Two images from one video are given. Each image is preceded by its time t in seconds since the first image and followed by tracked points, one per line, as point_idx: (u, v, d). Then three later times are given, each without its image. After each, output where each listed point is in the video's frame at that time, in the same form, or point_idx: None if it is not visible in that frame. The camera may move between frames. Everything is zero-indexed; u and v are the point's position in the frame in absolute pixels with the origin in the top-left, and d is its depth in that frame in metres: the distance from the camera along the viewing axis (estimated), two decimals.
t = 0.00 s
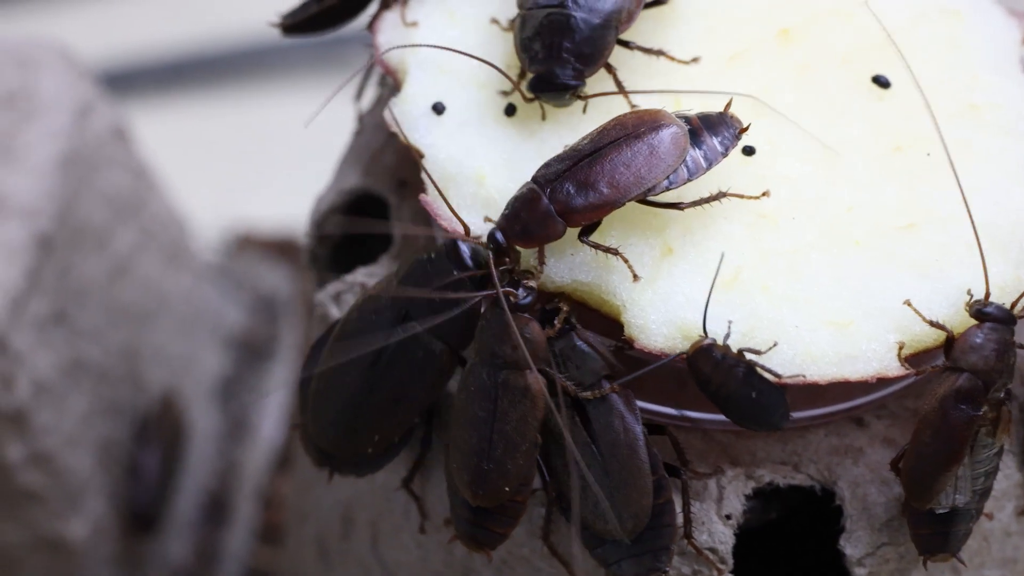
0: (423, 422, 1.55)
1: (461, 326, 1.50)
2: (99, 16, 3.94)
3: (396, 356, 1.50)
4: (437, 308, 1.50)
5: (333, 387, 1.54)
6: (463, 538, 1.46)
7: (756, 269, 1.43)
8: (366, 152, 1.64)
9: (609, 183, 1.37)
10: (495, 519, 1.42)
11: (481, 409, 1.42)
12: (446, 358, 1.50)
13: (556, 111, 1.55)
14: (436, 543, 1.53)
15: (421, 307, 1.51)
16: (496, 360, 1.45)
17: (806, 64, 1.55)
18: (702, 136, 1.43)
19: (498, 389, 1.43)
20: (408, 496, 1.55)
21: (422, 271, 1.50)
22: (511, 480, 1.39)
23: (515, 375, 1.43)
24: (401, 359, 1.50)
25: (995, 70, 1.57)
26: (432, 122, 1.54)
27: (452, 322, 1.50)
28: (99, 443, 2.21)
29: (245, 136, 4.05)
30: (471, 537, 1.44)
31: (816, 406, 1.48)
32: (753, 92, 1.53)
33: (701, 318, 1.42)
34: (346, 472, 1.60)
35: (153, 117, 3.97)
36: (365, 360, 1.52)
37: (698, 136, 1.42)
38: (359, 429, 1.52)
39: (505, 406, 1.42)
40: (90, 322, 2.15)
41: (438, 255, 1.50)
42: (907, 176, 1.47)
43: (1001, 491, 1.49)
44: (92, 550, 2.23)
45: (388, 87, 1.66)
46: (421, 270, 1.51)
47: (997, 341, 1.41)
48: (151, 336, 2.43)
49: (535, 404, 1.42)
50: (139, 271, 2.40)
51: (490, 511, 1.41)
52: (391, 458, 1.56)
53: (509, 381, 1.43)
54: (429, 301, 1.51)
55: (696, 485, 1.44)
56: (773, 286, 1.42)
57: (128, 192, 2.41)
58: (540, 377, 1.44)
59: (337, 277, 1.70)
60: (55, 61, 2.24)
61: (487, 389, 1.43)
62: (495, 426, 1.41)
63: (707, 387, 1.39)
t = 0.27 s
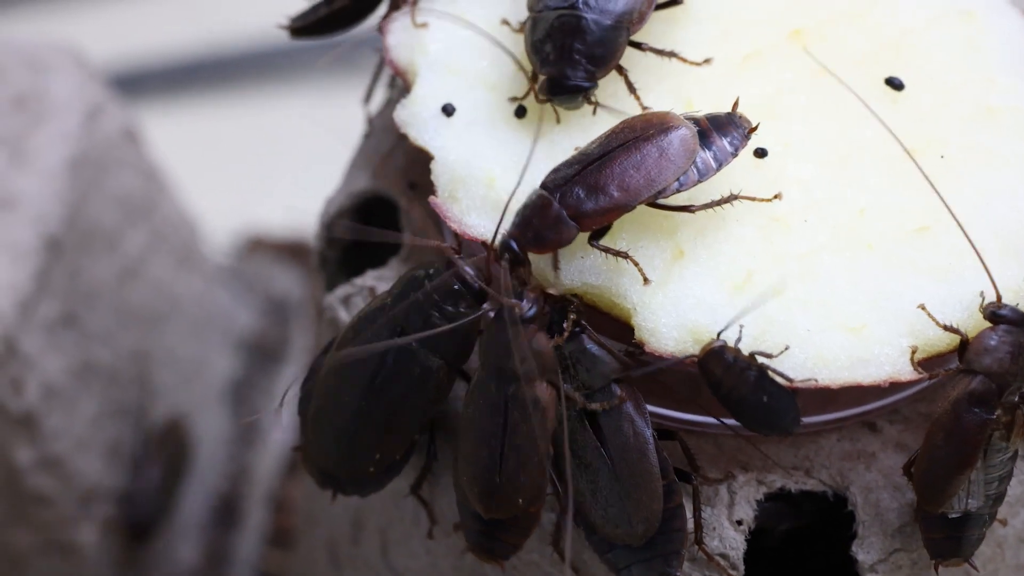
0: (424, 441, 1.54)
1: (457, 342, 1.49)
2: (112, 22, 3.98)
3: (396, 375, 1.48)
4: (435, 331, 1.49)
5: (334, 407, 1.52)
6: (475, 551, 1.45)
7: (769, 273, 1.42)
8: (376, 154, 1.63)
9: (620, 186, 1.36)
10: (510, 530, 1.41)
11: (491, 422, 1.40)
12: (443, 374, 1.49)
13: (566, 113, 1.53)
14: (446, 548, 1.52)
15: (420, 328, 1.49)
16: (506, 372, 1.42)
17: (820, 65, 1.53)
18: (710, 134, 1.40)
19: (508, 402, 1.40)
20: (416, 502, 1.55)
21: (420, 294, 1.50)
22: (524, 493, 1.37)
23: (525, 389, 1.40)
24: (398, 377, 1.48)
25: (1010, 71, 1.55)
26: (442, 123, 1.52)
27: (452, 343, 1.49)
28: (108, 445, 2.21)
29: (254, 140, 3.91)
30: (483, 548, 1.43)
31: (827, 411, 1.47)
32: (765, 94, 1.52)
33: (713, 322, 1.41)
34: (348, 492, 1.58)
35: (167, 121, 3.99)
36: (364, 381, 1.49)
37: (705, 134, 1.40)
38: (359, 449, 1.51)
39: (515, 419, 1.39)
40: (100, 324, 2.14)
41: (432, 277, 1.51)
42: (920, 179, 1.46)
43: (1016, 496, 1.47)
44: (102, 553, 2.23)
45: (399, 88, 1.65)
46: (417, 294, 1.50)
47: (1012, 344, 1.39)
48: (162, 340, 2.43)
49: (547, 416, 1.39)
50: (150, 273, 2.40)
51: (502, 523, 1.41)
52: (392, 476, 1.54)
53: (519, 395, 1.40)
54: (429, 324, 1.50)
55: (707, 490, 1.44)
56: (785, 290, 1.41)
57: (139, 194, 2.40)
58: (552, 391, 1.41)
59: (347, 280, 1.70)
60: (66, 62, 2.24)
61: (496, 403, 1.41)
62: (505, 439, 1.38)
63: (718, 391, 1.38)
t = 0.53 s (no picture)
0: (435, 447, 1.54)
1: (467, 346, 1.51)
2: (118, 23, 3.97)
3: (406, 381, 1.48)
4: (440, 334, 1.50)
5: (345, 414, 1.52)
6: (486, 561, 1.44)
7: (778, 281, 1.42)
8: (385, 160, 1.63)
9: (627, 198, 1.36)
10: (520, 539, 1.41)
11: (498, 433, 1.41)
12: (452, 376, 1.49)
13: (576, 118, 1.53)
14: (454, 555, 1.52)
15: (427, 332, 1.51)
16: (512, 383, 1.45)
17: (830, 72, 1.53)
18: (717, 140, 1.40)
19: (516, 412, 1.42)
20: (426, 509, 1.54)
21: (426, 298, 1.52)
22: (535, 502, 1.38)
23: (532, 398, 1.43)
24: (407, 383, 1.48)
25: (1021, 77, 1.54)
26: (450, 130, 1.51)
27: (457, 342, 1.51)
28: (117, 450, 2.21)
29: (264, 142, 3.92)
30: (494, 558, 1.43)
31: (837, 418, 1.46)
32: (775, 101, 1.51)
33: (721, 328, 1.41)
34: (361, 501, 1.58)
35: (172, 122, 3.94)
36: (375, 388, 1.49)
37: (712, 140, 1.39)
38: (371, 455, 1.50)
39: (524, 428, 1.41)
40: (110, 329, 2.14)
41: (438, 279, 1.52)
42: (931, 187, 1.45)
43: None
44: (110, 557, 2.24)
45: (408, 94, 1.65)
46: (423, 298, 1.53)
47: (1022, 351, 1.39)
48: (174, 344, 2.43)
49: (556, 425, 1.41)
50: (160, 277, 2.39)
51: (514, 533, 1.40)
52: (404, 483, 1.54)
53: (527, 404, 1.42)
54: (436, 327, 1.51)
55: (717, 497, 1.43)
56: (795, 298, 1.41)
57: (148, 198, 2.40)
58: (558, 397, 1.44)
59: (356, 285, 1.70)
60: (74, 66, 2.23)
61: (504, 412, 1.43)
62: (515, 449, 1.39)
63: (726, 398, 1.38)
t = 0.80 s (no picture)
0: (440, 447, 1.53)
1: (474, 348, 1.48)
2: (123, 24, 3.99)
3: (413, 381, 1.47)
4: (449, 335, 1.47)
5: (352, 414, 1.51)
6: (491, 559, 1.44)
7: (782, 280, 1.42)
8: (390, 158, 1.63)
9: (636, 194, 1.36)
10: (524, 536, 1.41)
11: (503, 430, 1.41)
12: (461, 378, 1.47)
13: (581, 116, 1.53)
14: (457, 553, 1.52)
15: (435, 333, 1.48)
16: (515, 377, 1.44)
17: (834, 71, 1.53)
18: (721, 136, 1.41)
19: (519, 410, 1.42)
20: (429, 507, 1.55)
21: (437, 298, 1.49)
22: (539, 498, 1.38)
23: (535, 394, 1.42)
24: (415, 382, 1.47)
25: None
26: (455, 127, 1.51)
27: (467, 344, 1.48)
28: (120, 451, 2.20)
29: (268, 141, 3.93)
30: (498, 556, 1.43)
31: (843, 416, 1.46)
32: (780, 100, 1.52)
33: (723, 324, 1.41)
34: (364, 498, 1.58)
35: (175, 121, 3.92)
36: (382, 387, 1.48)
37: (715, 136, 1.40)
38: (377, 454, 1.50)
39: (527, 424, 1.41)
40: (114, 328, 2.14)
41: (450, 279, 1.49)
42: (936, 185, 1.46)
43: None
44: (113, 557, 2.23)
45: (412, 92, 1.65)
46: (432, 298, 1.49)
47: None
48: (179, 344, 2.42)
49: (557, 421, 1.41)
50: (164, 277, 2.38)
51: (519, 528, 1.41)
52: (408, 481, 1.54)
53: (529, 400, 1.42)
54: (445, 327, 1.47)
55: (721, 495, 1.43)
56: (798, 296, 1.42)
57: (152, 198, 2.39)
58: (560, 395, 1.43)
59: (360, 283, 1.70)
60: (78, 66, 2.23)
61: (507, 408, 1.42)
62: (517, 445, 1.39)
63: (730, 393, 1.37)
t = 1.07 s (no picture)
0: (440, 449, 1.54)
1: (467, 348, 1.49)
2: (122, 26, 3.97)
3: (407, 386, 1.50)
4: (441, 339, 1.49)
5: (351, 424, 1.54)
6: (492, 559, 1.46)
7: (783, 282, 1.42)
8: (390, 160, 1.63)
9: (630, 207, 1.34)
10: (521, 534, 1.43)
11: (493, 426, 1.43)
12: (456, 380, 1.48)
13: (581, 119, 1.52)
14: (459, 555, 1.52)
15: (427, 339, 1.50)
16: (505, 370, 1.45)
17: (835, 72, 1.52)
18: (713, 139, 1.41)
19: (509, 405, 1.44)
20: (429, 511, 1.55)
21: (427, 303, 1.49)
22: (533, 495, 1.40)
23: (524, 388, 1.43)
24: (409, 386, 1.50)
25: None
26: (455, 130, 1.51)
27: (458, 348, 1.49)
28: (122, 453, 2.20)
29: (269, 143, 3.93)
30: (499, 555, 1.45)
31: (843, 419, 1.46)
32: (781, 101, 1.51)
33: (729, 332, 1.41)
34: (367, 510, 1.60)
35: (176, 124, 3.92)
36: (378, 396, 1.51)
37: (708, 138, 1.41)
38: (377, 460, 1.52)
39: (518, 420, 1.42)
40: (115, 330, 2.14)
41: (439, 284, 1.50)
42: (937, 187, 1.45)
43: None
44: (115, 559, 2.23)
45: (412, 95, 1.64)
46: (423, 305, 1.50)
47: None
48: (181, 346, 2.41)
49: (548, 416, 1.42)
50: (166, 279, 2.38)
51: (514, 528, 1.43)
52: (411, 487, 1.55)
53: (519, 395, 1.43)
54: (437, 332, 1.49)
55: (721, 499, 1.43)
56: (798, 299, 1.41)
57: (154, 200, 2.39)
58: (550, 390, 1.43)
59: (360, 286, 1.70)
60: (79, 68, 2.23)
61: (498, 405, 1.44)
62: (510, 441, 1.42)
63: (729, 396, 1.37)
